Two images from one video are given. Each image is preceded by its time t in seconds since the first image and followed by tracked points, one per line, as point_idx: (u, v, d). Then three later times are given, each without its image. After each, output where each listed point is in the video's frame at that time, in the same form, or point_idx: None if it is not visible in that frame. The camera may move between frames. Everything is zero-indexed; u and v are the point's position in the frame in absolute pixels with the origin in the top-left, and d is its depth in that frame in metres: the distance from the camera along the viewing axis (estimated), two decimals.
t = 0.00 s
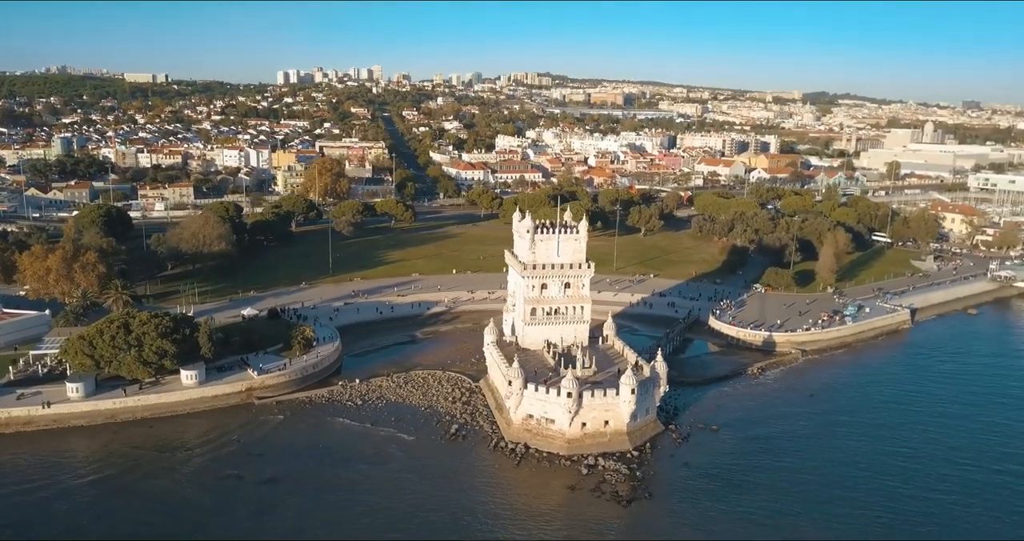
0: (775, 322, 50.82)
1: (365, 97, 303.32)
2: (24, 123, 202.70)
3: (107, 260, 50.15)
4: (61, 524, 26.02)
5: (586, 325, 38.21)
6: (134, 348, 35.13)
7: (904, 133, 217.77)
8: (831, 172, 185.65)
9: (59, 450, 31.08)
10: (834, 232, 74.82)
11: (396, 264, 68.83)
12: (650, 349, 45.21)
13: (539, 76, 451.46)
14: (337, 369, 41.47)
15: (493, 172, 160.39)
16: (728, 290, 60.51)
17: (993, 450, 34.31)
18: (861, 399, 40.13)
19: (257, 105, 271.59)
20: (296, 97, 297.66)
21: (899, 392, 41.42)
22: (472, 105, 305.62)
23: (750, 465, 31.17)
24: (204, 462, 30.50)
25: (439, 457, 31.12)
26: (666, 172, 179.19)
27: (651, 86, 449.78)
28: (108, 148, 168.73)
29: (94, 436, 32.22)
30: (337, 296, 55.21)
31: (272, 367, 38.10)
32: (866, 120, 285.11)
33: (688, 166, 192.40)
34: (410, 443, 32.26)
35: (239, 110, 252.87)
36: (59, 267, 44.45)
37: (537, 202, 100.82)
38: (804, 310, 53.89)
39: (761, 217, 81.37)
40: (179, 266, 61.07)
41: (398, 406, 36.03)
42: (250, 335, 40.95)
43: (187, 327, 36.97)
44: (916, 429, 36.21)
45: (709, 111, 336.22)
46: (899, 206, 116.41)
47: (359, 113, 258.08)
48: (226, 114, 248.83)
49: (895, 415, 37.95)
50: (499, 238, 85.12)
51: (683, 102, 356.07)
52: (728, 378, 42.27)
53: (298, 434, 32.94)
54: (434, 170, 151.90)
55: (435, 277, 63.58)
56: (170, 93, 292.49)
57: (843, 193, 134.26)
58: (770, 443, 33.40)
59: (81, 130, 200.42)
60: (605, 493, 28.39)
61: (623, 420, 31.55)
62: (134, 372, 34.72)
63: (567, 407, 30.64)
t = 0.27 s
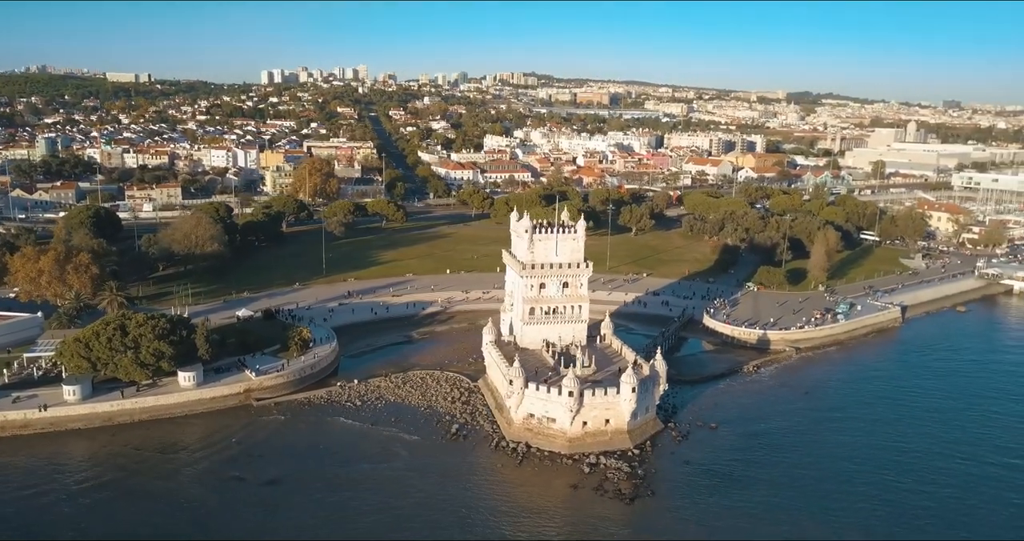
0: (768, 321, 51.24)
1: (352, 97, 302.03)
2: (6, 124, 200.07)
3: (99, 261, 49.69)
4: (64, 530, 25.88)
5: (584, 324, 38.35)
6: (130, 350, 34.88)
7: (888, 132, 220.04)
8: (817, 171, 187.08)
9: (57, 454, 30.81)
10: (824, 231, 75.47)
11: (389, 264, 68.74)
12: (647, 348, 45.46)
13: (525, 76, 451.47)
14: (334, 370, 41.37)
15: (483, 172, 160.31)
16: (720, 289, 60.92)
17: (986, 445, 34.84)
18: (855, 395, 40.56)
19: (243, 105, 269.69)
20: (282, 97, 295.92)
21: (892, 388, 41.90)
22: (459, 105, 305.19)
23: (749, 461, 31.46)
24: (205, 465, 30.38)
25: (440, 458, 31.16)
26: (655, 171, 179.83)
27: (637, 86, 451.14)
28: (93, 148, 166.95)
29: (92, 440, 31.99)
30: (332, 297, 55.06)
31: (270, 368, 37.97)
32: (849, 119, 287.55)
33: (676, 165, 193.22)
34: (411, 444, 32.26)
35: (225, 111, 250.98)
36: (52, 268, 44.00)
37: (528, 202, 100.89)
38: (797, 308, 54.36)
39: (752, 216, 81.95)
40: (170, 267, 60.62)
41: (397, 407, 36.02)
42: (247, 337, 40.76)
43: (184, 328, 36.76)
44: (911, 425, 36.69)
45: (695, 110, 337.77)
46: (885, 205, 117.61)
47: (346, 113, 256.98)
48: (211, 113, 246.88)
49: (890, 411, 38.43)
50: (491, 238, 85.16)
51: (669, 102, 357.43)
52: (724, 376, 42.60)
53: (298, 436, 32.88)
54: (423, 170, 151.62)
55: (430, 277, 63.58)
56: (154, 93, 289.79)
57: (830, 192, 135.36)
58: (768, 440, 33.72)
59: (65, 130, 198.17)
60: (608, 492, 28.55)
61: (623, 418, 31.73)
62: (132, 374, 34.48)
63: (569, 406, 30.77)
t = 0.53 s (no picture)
0: (763, 319, 51.57)
1: (340, 97, 300.95)
2: None
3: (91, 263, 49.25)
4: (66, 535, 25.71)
5: (583, 323, 38.46)
6: (127, 352, 34.65)
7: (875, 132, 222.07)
8: (805, 170, 188.46)
9: (55, 457, 30.57)
10: (815, 230, 76.06)
11: (383, 264, 68.62)
12: (643, 347, 45.64)
13: (513, 76, 451.57)
14: (332, 371, 41.26)
15: (473, 172, 160.24)
16: (714, 288, 61.24)
17: (980, 440, 35.30)
18: (851, 393, 40.88)
19: (230, 105, 268.01)
20: (269, 97, 294.35)
21: (887, 385, 42.25)
22: (447, 105, 304.78)
23: (748, 459, 31.69)
24: (205, 469, 30.22)
25: (441, 458, 31.18)
26: (644, 171, 180.46)
27: (624, 86, 452.36)
28: (79, 149, 165.37)
29: (90, 443, 31.77)
30: (327, 297, 54.95)
31: (268, 369, 37.82)
32: (836, 119, 289.79)
33: (665, 165, 194.01)
34: (412, 445, 32.22)
35: (212, 111, 249.29)
36: (45, 270, 43.64)
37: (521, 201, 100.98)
38: (791, 306, 54.74)
39: (743, 215, 82.41)
40: (162, 268, 60.22)
41: (396, 407, 36.00)
42: (244, 338, 40.58)
43: (181, 329, 36.59)
44: (906, 421, 37.07)
45: (682, 110, 339.16)
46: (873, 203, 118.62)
47: (334, 113, 255.97)
48: (198, 114, 245.14)
49: (885, 407, 38.79)
50: (484, 238, 85.17)
51: (656, 102, 358.80)
52: (721, 374, 42.86)
53: (298, 438, 32.77)
54: (413, 170, 151.33)
55: (425, 277, 63.55)
56: (140, 93, 287.37)
57: (818, 191, 136.36)
58: (766, 437, 33.97)
59: (50, 130, 196.22)
60: (610, 490, 28.69)
61: (623, 416, 31.88)
62: (129, 376, 34.26)
63: (570, 405, 30.92)
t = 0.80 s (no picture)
0: (757, 317, 51.99)
1: (326, 97, 299.70)
2: None
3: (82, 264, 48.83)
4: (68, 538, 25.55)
5: (581, 322, 38.62)
6: (125, 354, 34.44)
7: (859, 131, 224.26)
8: (792, 169, 189.96)
9: (53, 461, 30.33)
10: (805, 228, 76.70)
11: (377, 264, 68.52)
12: (640, 345, 45.87)
13: (499, 75, 451.57)
14: (329, 371, 41.15)
15: (462, 172, 160.16)
16: (707, 287, 61.64)
17: (974, 435, 35.81)
18: (846, 389, 41.27)
19: (215, 105, 266.01)
20: (255, 96, 292.54)
21: (881, 382, 42.72)
22: (434, 105, 304.25)
23: (748, 455, 31.97)
24: (206, 471, 30.09)
25: (443, 457, 31.21)
26: (632, 171, 181.21)
27: (610, 86, 453.67)
28: (63, 149, 163.54)
29: (88, 446, 31.55)
30: (321, 298, 54.81)
31: (267, 370, 37.68)
32: (820, 118, 292.37)
33: (653, 165, 194.85)
34: (413, 445, 32.23)
35: (197, 110, 247.33)
36: (38, 272, 43.28)
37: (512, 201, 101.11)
38: (784, 305, 55.22)
39: (733, 214, 82.97)
40: (154, 269, 59.80)
41: (396, 407, 35.98)
42: (241, 339, 40.41)
43: (178, 331, 36.40)
44: (901, 416, 37.54)
45: (668, 109, 340.60)
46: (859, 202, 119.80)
47: (320, 113, 254.83)
48: (183, 114, 243.16)
49: (880, 403, 39.23)
50: (476, 238, 85.20)
51: (642, 101, 360.09)
52: (717, 372, 43.16)
53: (299, 439, 32.70)
54: (402, 171, 151.13)
55: (418, 277, 63.53)
56: (123, 93, 284.45)
57: (806, 190, 137.50)
58: (765, 434, 34.27)
59: (33, 130, 193.86)
60: (613, 488, 28.86)
61: (624, 415, 32.07)
62: (127, 378, 34.07)
63: (571, 404, 31.06)
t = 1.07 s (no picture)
0: (752, 316, 52.33)
1: (314, 97, 298.46)
2: None
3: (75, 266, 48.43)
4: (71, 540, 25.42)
5: (579, 322, 38.76)
6: (122, 356, 34.24)
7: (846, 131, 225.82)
8: (780, 169, 191.06)
9: (53, 463, 30.14)
10: (796, 227, 77.18)
11: (371, 264, 68.39)
12: (636, 344, 46.06)
13: (487, 75, 451.32)
14: (327, 372, 41.08)
15: (453, 171, 160.00)
16: (701, 285, 61.96)
17: (968, 430, 36.25)
18: (841, 387, 41.62)
19: (202, 105, 264.26)
20: (242, 96, 290.68)
21: (875, 379, 43.09)
22: (423, 105, 303.76)
23: (747, 453, 32.23)
24: (208, 472, 30.00)
25: (445, 457, 31.25)
26: (622, 170, 181.68)
27: (598, 86, 454.58)
28: (49, 149, 161.92)
29: (87, 448, 31.37)
30: (317, 299, 54.68)
31: (265, 371, 37.56)
32: (807, 118, 294.32)
33: (643, 164, 195.40)
34: (415, 444, 32.27)
35: (184, 110, 245.69)
36: (32, 273, 42.96)
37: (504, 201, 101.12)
38: (777, 303, 55.61)
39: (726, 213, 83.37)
40: (146, 270, 59.39)
41: (396, 407, 35.98)
42: (238, 340, 40.27)
43: (176, 332, 36.24)
44: (896, 412, 37.95)
45: (656, 109, 341.53)
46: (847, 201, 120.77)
47: (308, 113, 253.71)
48: (170, 113, 241.43)
49: (875, 400, 39.60)
50: (469, 238, 85.19)
51: (630, 101, 361.08)
52: (714, 370, 43.44)
53: (299, 439, 32.65)
54: (393, 170, 150.77)
55: (413, 277, 63.49)
56: (108, 93, 281.93)
57: (794, 189, 138.37)
58: (763, 432, 34.53)
59: (18, 130, 191.86)
60: (615, 486, 29.01)
61: (624, 414, 32.26)
62: (125, 380, 33.89)
63: (572, 403, 31.20)
